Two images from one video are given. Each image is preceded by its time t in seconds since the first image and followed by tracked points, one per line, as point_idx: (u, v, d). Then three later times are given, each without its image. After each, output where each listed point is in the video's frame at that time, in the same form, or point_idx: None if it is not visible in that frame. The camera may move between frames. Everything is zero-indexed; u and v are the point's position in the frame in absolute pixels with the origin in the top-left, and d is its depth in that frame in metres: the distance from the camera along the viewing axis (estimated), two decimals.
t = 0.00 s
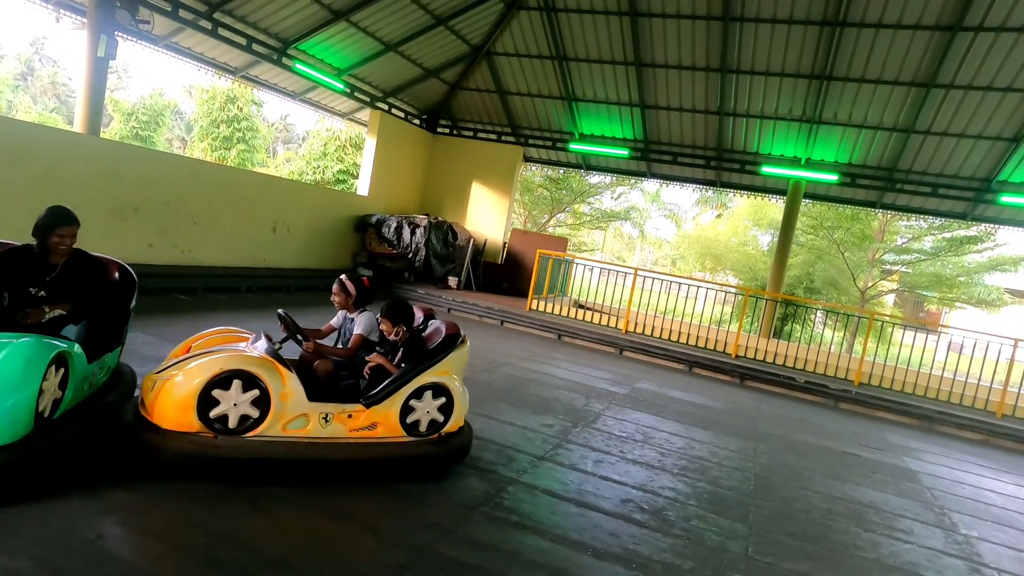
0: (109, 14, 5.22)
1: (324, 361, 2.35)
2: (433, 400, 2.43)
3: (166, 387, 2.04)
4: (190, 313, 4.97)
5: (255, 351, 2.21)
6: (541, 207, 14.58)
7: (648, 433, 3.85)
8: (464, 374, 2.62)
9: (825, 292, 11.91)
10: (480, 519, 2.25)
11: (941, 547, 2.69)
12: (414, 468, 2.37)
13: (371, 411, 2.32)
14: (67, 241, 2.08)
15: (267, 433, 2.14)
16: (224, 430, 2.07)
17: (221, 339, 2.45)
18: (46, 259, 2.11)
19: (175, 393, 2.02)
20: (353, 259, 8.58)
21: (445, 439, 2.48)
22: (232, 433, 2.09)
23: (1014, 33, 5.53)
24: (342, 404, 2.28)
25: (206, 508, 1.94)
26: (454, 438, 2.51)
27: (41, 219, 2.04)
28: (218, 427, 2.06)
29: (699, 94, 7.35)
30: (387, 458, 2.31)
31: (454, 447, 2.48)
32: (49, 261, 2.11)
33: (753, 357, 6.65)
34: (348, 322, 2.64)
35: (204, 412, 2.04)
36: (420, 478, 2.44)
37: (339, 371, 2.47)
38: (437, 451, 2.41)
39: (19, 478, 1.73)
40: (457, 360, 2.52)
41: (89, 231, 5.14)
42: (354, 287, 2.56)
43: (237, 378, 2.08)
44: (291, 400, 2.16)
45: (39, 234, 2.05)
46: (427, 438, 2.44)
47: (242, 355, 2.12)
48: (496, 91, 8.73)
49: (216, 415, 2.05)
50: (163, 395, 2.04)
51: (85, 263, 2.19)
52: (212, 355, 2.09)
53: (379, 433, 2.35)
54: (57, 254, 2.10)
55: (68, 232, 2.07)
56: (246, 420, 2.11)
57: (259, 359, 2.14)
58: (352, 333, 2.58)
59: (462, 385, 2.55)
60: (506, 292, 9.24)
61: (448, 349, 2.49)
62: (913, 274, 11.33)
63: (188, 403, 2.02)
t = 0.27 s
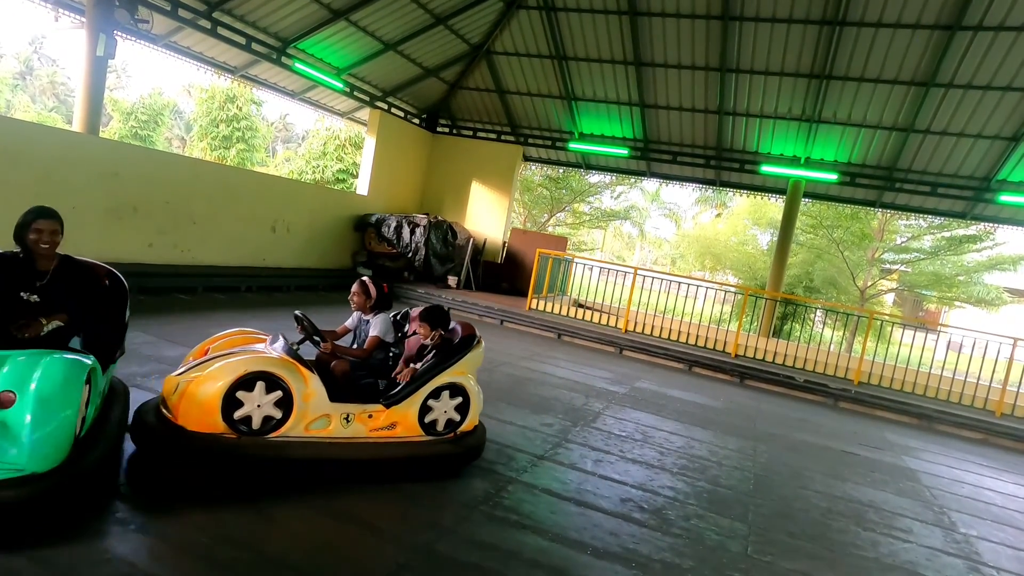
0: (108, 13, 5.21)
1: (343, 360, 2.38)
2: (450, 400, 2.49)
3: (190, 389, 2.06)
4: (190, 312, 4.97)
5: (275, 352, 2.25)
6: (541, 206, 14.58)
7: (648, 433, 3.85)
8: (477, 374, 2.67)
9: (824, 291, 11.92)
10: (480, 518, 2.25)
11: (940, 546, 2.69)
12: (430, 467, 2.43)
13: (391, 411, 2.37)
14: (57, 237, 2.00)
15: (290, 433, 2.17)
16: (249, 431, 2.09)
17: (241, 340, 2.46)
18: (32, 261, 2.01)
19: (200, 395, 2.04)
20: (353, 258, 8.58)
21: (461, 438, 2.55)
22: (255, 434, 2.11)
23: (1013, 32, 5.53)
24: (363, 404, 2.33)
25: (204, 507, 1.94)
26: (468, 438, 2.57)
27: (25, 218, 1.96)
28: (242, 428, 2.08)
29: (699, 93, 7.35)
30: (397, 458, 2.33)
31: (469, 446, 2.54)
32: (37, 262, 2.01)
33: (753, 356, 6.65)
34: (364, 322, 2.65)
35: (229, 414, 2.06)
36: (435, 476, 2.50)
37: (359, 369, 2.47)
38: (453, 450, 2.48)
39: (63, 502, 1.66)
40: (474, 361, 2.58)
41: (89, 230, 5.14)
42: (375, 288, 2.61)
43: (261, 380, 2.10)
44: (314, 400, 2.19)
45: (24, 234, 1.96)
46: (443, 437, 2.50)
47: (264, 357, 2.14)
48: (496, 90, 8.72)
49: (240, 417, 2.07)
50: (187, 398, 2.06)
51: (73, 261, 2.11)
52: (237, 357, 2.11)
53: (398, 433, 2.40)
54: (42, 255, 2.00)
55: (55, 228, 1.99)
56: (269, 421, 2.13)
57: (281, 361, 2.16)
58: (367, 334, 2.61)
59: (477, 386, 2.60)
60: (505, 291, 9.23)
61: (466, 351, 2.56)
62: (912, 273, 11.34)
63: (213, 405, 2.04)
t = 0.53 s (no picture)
0: (109, 14, 5.21)
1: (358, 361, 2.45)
2: (466, 400, 2.55)
3: (211, 391, 2.06)
4: (191, 312, 4.98)
5: (292, 352, 2.27)
6: (542, 206, 14.58)
7: (649, 432, 3.85)
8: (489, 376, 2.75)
9: (826, 290, 11.90)
10: (482, 517, 2.25)
11: (942, 545, 2.69)
12: (447, 467, 2.49)
13: (410, 411, 2.40)
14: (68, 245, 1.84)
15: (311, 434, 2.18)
16: (271, 432, 2.10)
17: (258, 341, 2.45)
18: (42, 271, 1.86)
19: (222, 397, 2.04)
20: (354, 258, 8.58)
21: (475, 437, 2.62)
22: (277, 434, 2.11)
23: (1014, 31, 5.52)
24: (382, 404, 2.35)
25: (206, 507, 1.94)
26: (482, 439, 2.64)
27: (32, 224, 1.80)
28: (264, 429, 2.09)
29: (699, 92, 7.35)
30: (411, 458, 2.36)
31: (484, 446, 2.62)
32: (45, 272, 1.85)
33: (754, 355, 6.64)
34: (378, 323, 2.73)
35: (252, 415, 2.06)
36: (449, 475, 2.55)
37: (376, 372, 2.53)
38: (469, 450, 2.55)
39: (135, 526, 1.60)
40: (487, 363, 2.65)
41: (90, 231, 5.15)
42: (392, 290, 2.72)
43: (283, 381, 2.10)
44: (335, 402, 2.20)
45: (32, 241, 1.80)
46: (459, 437, 2.57)
47: (286, 359, 2.14)
48: (497, 90, 8.72)
49: (262, 418, 2.07)
50: (210, 399, 2.05)
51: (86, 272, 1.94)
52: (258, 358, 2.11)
53: (416, 433, 2.43)
54: (53, 264, 1.85)
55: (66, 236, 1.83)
56: (291, 422, 2.14)
57: (302, 362, 2.16)
58: (382, 335, 2.70)
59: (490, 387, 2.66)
60: (507, 291, 9.23)
61: (481, 351, 2.64)
62: (914, 271, 11.32)
63: (236, 406, 2.04)
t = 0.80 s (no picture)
0: (107, 13, 5.21)
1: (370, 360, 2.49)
2: (478, 399, 2.62)
3: (226, 393, 2.08)
4: (193, 312, 4.99)
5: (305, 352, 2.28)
6: (543, 205, 14.58)
7: (650, 431, 3.85)
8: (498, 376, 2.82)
9: (827, 288, 11.91)
10: (483, 516, 2.25)
11: (941, 543, 2.68)
12: (460, 465, 2.55)
13: (423, 410, 2.45)
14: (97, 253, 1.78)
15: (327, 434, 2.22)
16: (290, 431, 2.12)
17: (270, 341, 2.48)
18: (68, 282, 1.79)
19: (239, 398, 2.06)
20: (355, 258, 8.58)
21: (487, 435, 2.68)
22: (294, 434, 2.14)
23: (1012, 28, 5.51)
24: (396, 404, 2.39)
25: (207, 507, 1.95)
26: (494, 437, 2.70)
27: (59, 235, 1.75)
28: (281, 429, 2.11)
29: (698, 91, 7.34)
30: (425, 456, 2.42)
31: (495, 443, 2.68)
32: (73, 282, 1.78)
33: (755, 354, 6.64)
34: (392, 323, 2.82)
35: (268, 415, 2.09)
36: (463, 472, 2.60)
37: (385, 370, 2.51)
38: (481, 448, 2.61)
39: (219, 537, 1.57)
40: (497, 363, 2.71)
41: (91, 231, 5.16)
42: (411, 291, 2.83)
43: (299, 381, 2.13)
44: (351, 401, 2.25)
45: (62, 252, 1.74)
46: (471, 436, 2.62)
47: (301, 359, 2.17)
48: (496, 89, 8.72)
49: (279, 418, 2.10)
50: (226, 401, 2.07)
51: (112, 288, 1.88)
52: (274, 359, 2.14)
53: (429, 432, 2.49)
54: (79, 274, 1.78)
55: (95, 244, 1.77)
56: (307, 421, 2.17)
57: (317, 362, 2.19)
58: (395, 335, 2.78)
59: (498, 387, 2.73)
60: (507, 290, 9.24)
61: (491, 351, 2.71)
62: (914, 270, 11.28)
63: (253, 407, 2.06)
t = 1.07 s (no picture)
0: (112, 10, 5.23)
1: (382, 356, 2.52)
2: (490, 395, 2.67)
3: (244, 390, 2.13)
4: (199, 309, 5.01)
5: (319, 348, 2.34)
6: (547, 200, 14.56)
7: (656, 426, 3.85)
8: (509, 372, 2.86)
9: (834, 283, 11.88)
10: (489, 512, 2.26)
11: (950, 538, 2.67)
12: (473, 459, 2.58)
13: (437, 406, 2.50)
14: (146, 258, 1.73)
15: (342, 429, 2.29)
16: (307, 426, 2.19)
17: (284, 339, 2.51)
18: (115, 291, 1.71)
19: (257, 395, 2.11)
20: (359, 254, 8.59)
21: (500, 431, 2.72)
22: (311, 430, 2.21)
23: (1020, 17, 5.45)
24: (412, 401, 2.44)
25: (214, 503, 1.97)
26: (506, 432, 2.75)
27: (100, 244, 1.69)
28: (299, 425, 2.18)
29: (702, 84, 7.31)
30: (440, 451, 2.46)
31: (507, 439, 2.72)
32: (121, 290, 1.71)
33: (760, 349, 6.62)
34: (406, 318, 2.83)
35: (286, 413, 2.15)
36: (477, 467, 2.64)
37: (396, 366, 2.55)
38: (494, 444, 2.65)
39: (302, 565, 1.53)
40: (510, 360, 2.74)
41: (97, 228, 5.18)
42: (427, 287, 2.82)
43: (316, 378, 2.20)
44: (366, 398, 2.30)
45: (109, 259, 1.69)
46: (483, 431, 2.67)
47: (318, 357, 2.22)
48: (500, 84, 8.70)
49: (297, 415, 2.16)
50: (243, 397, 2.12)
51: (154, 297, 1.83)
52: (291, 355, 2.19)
53: (443, 427, 2.54)
54: (127, 285, 1.72)
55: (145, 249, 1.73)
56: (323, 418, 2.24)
57: (335, 360, 2.25)
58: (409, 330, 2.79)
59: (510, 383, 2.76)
60: (512, 286, 9.25)
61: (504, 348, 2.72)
62: (922, 263, 11.20)
63: (271, 403, 2.13)
